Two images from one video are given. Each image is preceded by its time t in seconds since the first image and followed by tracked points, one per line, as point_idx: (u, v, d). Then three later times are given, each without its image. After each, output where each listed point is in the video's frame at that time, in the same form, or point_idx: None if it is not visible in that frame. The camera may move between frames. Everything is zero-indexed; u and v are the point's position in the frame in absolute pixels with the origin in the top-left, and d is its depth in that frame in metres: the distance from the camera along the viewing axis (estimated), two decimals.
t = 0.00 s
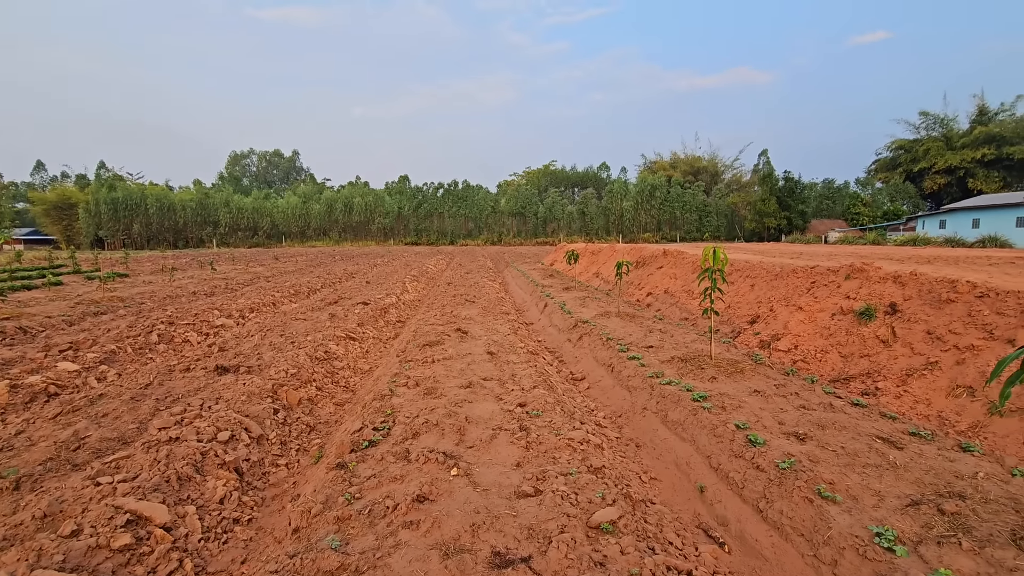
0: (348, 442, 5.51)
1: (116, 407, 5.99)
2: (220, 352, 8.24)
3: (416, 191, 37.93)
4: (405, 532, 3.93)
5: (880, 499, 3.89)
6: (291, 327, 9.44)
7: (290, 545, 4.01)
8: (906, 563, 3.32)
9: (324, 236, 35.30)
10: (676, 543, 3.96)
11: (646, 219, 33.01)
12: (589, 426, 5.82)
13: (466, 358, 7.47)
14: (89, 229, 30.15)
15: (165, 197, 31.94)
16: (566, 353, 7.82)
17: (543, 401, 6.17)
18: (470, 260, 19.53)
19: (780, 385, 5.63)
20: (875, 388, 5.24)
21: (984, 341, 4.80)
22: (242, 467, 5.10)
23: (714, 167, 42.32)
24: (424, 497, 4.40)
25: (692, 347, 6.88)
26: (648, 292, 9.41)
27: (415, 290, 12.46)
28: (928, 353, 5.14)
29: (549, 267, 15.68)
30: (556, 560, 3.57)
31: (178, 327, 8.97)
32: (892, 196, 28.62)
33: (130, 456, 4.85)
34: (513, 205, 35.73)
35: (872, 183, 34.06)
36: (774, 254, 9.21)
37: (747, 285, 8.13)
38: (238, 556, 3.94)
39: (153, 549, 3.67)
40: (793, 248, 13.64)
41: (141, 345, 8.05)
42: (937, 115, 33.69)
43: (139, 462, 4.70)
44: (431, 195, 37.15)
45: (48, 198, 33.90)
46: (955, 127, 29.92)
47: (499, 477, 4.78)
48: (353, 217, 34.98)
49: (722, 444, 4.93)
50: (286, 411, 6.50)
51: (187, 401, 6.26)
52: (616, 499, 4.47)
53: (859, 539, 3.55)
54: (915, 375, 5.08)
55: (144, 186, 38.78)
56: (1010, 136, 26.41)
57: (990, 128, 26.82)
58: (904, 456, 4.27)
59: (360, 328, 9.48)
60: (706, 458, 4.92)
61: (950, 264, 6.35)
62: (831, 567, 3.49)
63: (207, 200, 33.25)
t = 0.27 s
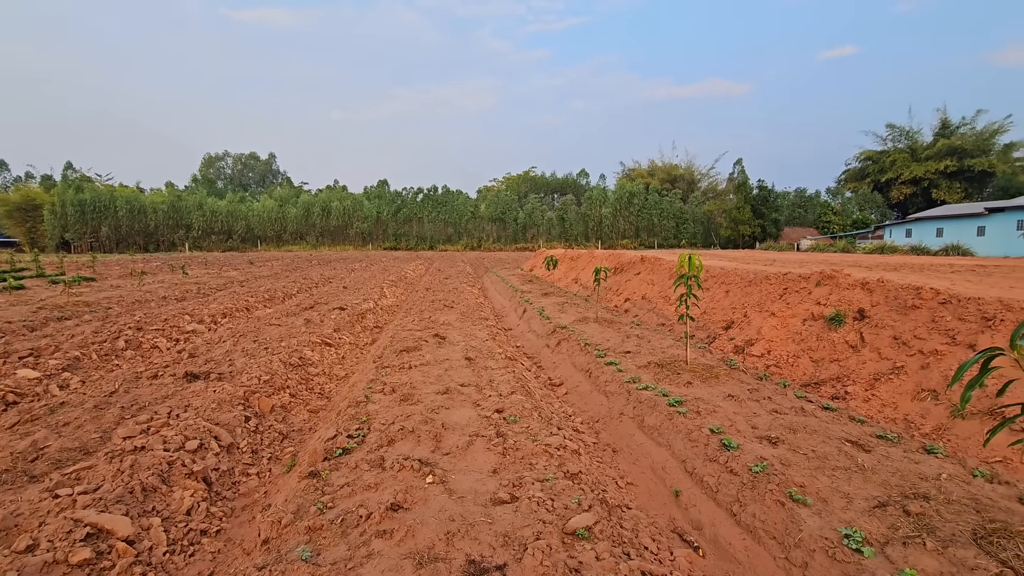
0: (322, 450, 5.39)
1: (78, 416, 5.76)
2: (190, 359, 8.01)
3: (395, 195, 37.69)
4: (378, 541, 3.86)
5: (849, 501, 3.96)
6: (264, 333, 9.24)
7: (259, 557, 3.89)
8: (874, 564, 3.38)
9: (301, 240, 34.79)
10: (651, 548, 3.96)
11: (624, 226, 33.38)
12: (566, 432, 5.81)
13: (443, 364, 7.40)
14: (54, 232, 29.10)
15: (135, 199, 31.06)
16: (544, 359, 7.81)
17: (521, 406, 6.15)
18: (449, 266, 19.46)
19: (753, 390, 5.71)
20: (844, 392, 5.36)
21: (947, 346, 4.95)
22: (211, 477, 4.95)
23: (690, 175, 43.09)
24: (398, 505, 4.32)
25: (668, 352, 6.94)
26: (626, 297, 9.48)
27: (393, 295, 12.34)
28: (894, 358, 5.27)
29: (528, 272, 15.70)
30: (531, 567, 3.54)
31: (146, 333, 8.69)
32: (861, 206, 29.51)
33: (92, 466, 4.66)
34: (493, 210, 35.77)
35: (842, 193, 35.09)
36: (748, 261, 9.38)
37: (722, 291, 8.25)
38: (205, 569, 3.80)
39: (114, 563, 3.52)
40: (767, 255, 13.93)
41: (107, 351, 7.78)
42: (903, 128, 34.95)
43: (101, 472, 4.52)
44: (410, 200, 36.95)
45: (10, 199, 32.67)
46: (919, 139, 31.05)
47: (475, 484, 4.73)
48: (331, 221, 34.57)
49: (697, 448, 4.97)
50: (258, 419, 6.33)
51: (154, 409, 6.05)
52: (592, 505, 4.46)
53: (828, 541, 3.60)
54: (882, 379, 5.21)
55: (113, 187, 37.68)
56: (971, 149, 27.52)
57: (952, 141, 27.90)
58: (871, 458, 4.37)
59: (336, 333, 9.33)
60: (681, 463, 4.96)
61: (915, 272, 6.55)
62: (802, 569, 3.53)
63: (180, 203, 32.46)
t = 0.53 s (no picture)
0: (282, 460, 5.23)
1: (19, 428, 5.43)
2: (144, 366, 7.67)
3: (364, 200, 37.21)
4: (338, 553, 3.75)
5: (804, 502, 4.07)
6: (225, 339, 8.94)
7: (212, 572, 3.73)
8: (827, 563, 3.48)
9: (265, 244, 33.92)
10: (615, 552, 3.98)
11: (593, 233, 33.82)
12: (533, 438, 5.80)
13: (410, 371, 7.30)
14: None
15: (88, 200, 29.71)
16: (513, 365, 7.80)
17: (488, 413, 6.12)
18: (419, 272, 19.29)
19: (716, 394, 5.83)
20: (801, 397, 5.52)
21: (896, 351, 5.16)
22: (163, 489, 4.73)
23: (657, 185, 44.06)
24: (360, 515, 4.22)
25: (634, 358, 7.03)
26: (594, 304, 9.58)
27: (360, 301, 12.14)
28: (848, 362, 5.47)
29: (497, 279, 15.71)
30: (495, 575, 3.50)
31: (97, 340, 8.29)
32: (818, 216, 30.73)
33: (33, 481, 4.39)
34: (463, 216, 35.72)
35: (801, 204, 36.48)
36: (711, 269, 9.62)
37: (687, 298, 8.43)
38: None
39: None
40: (729, 263, 14.34)
41: (53, 359, 7.38)
42: (856, 143, 36.65)
43: (42, 487, 4.26)
44: (379, 205, 36.55)
45: None
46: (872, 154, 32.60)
47: (440, 492, 4.66)
48: (297, 226, 33.85)
49: (661, 453, 5.03)
50: (215, 428, 6.10)
51: (103, 419, 5.76)
52: (557, 511, 4.45)
53: (785, 541, 3.69)
54: (837, 383, 5.39)
55: (63, 187, 35.94)
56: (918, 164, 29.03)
57: (902, 156, 29.36)
58: (826, 460, 4.51)
59: (300, 340, 9.10)
60: (645, 467, 5.01)
61: (867, 280, 6.83)
62: (760, 570, 3.60)
63: (137, 204, 31.22)
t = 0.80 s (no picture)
0: (229, 473, 4.99)
1: None
2: (81, 377, 7.20)
3: (324, 204, 36.39)
4: (286, 569, 3.59)
5: (754, 503, 4.19)
6: (171, 348, 8.51)
7: None
8: (775, 561, 3.58)
9: (218, 249, 32.70)
10: (572, 558, 3.98)
11: (555, 240, 34.16)
12: (493, 445, 5.76)
13: (368, 378, 7.15)
14: None
15: (22, 200, 27.86)
16: (473, 372, 7.76)
17: (447, 421, 6.04)
18: (379, 277, 18.99)
19: (671, 399, 5.95)
20: (752, 400, 5.70)
21: (840, 355, 5.40)
22: (99, 508, 4.43)
23: (618, 194, 44.99)
24: (311, 529, 4.07)
25: (594, 363, 7.11)
26: (555, 310, 9.65)
27: (318, 307, 11.83)
28: (796, 367, 5.69)
29: (459, 285, 15.61)
30: None
31: (28, 349, 7.74)
32: (770, 226, 32.05)
33: None
34: (426, 222, 35.45)
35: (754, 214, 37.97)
36: (669, 276, 9.85)
37: (645, 304, 8.60)
38: None
39: None
40: (686, 270, 14.75)
41: None
42: (804, 157, 38.50)
43: None
44: (339, 209, 35.84)
45: None
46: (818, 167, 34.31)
47: (395, 502, 4.55)
48: (252, 229, 32.76)
49: (618, 457, 5.08)
50: (158, 441, 5.78)
51: (33, 434, 5.37)
52: (514, 518, 4.42)
53: (735, 542, 3.78)
54: (785, 387, 5.59)
55: None
56: (860, 178, 30.73)
57: (845, 170, 31.02)
58: (774, 461, 4.66)
59: (253, 348, 8.77)
60: (603, 472, 5.05)
61: (814, 287, 7.14)
62: (712, 570, 3.67)
63: (77, 205, 29.49)
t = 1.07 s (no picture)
0: (164, 488, 4.71)
1: None
2: None
3: (276, 208, 35.28)
4: None
5: (700, 502, 4.30)
6: (104, 358, 7.99)
7: None
8: (718, 558, 3.67)
9: (160, 254, 31.11)
10: (524, 563, 3.95)
11: (514, 247, 34.34)
12: (446, 453, 5.69)
13: (318, 387, 6.93)
14: None
15: None
16: (429, 379, 7.67)
17: (399, 429, 5.92)
18: (333, 284, 18.56)
19: (624, 403, 6.05)
20: (700, 403, 5.87)
21: (780, 358, 5.64)
22: (14, 531, 4.07)
23: (575, 203, 45.83)
24: (252, 544, 3.88)
25: (549, 370, 7.15)
26: (512, 317, 9.68)
27: (267, 314, 11.42)
28: (741, 370, 5.91)
29: (416, 292, 15.46)
30: None
31: None
32: (719, 236, 33.37)
33: None
34: (382, 228, 34.96)
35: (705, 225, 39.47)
36: (623, 283, 10.08)
37: (600, 310, 8.75)
38: None
39: None
40: (640, 277, 15.14)
41: None
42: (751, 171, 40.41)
43: None
44: (292, 215, 34.86)
45: None
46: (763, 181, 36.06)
47: (343, 514, 4.41)
48: (198, 234, 31.38)
49: (570, 461, 5.11)
50: (86, 457, 5.39)
51: None
52: (466, 526, 4.36)
53: (682, 540, 3.86)
54: (731, 390, 5.79)
55: None
56: (801, 191, 32.47)
57: (787, 184, 32.71)
58: (719, 461, 4.80)
59: (196, 357, 8.36)
60: (556, 477, 5.07)
61: (758, 294, 7.46)
62: (659, 570, 3.73)
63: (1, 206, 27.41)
